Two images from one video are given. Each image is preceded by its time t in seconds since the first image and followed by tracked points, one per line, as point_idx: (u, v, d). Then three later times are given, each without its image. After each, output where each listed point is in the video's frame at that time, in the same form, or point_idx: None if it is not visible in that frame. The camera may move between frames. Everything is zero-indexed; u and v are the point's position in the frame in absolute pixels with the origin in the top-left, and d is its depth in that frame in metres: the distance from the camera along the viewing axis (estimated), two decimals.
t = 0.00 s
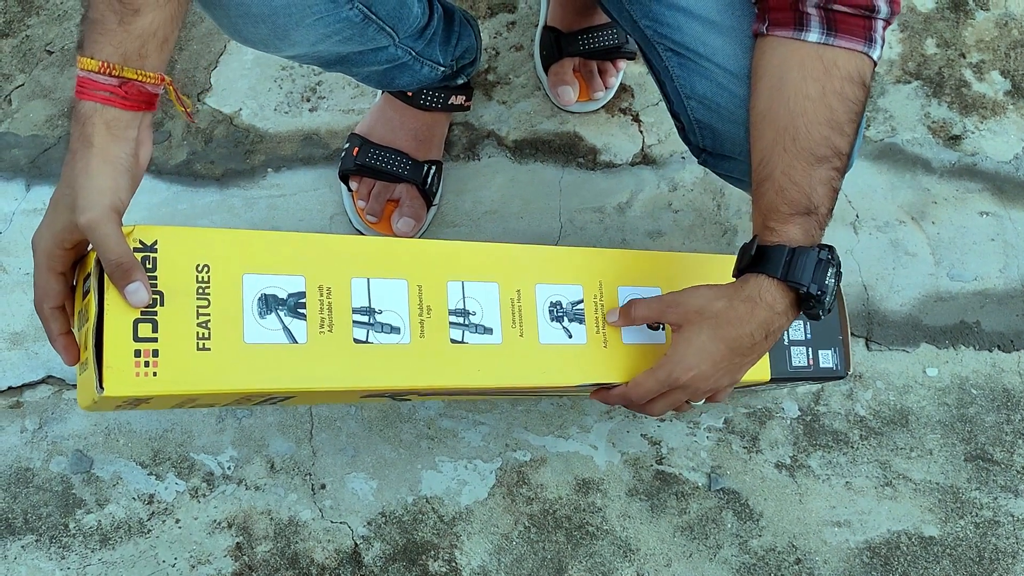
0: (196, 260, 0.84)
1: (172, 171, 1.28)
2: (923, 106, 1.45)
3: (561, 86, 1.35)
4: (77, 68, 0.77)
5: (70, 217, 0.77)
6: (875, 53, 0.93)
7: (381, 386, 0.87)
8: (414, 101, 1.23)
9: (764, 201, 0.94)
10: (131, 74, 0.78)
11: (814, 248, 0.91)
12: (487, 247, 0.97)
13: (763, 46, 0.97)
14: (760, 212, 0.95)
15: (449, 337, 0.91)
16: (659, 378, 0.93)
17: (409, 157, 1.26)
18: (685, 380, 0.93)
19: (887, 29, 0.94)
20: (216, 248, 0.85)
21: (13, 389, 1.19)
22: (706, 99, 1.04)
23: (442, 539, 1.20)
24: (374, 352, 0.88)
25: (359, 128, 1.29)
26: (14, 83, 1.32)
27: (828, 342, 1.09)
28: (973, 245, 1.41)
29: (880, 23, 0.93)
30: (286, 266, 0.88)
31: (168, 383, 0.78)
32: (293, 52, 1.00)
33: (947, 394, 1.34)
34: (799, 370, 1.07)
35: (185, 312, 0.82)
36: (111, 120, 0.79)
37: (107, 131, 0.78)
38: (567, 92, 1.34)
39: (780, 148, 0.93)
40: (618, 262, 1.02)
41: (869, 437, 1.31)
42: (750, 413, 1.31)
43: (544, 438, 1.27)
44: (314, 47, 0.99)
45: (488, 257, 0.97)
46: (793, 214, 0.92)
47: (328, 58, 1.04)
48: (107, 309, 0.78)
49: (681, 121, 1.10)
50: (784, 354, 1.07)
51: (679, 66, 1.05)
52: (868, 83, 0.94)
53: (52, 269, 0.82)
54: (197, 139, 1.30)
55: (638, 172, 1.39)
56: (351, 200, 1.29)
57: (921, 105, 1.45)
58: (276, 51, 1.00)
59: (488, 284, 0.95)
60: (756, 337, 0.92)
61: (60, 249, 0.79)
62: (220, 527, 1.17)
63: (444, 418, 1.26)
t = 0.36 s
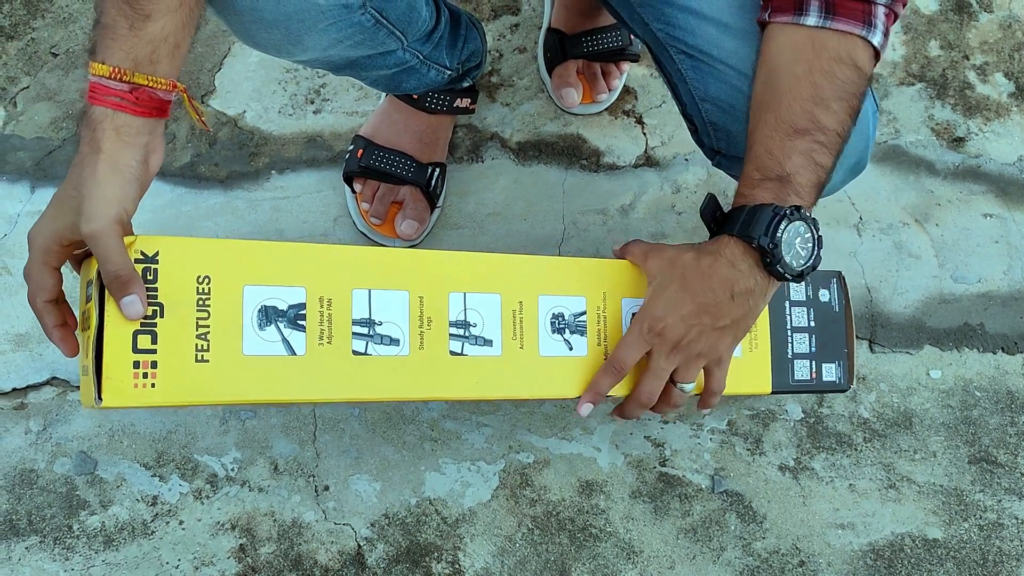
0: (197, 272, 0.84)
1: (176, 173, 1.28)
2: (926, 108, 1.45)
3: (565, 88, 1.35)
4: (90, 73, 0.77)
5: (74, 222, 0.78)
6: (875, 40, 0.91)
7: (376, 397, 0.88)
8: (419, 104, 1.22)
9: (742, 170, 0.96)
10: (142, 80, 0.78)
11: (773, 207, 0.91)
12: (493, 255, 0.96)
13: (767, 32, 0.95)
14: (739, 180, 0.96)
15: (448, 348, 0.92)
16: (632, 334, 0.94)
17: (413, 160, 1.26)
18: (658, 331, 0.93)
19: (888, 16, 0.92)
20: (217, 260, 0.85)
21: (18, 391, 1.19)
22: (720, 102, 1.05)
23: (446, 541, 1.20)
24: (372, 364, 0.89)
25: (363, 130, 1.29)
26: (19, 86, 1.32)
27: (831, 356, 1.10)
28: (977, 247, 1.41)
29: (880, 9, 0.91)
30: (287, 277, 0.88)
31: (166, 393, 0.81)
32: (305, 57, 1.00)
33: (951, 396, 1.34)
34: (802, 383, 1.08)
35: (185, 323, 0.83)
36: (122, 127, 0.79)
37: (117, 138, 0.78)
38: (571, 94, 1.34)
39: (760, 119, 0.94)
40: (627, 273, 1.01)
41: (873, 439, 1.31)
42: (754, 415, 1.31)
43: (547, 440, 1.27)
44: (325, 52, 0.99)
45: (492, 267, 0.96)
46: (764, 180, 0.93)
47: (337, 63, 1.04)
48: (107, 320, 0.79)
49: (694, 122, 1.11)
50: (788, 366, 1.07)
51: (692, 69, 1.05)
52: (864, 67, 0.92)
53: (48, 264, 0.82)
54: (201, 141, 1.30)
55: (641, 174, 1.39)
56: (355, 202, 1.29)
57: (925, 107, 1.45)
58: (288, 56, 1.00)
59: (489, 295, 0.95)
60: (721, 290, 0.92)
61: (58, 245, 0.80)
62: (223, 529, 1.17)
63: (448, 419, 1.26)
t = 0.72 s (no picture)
0: (156, 270, 0.85)
1: (177, 173, 1.28)
2: (928, 108, 1.44)
3: (566, 88, 1.35)
4: (68, 72, 0.78)
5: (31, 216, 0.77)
6: (879, 53, 0.92)
7: (340, 393, 0.88)
8: (423, 105, 1.23)
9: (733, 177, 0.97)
10: (119, 82, 0.78)
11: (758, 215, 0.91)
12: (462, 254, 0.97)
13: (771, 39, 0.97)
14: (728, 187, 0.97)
15: (414, 347, 0.92)
16: (609, 329, 0.92)
17: (415, 160, 1.26)
18: (636, 327, 0.92)
19: (893, 30, 0.92)
20: (178, 258, 0.86)
21: (19, 391, 1.19)
22: (724, 105, 1.04)
23: (447, 541, 1.20)
24: (336, 361, 0.89)
25: (365, 131, 1.29)
26: (19, 86, 1.32)
27: (798, 349, 1.10)
28: (979, 247, 1.40)
29: (885, 22, 0.92)
30: (250, 275, 0.88)
31: (124, 394, 0.80)
32: (312, 61, 1.00)
33: (953, 396, 1.34)
34: (770, 376, 1.07)
35: (143, 322, 0.83)
36: (94, 127, 0.79)
37: (89, 138, 0.79)
38: (573, 95, 1.34)
39: (753, 128, 0.94)
40: (593, 269, 1.01)
41: (874, 440, 1.31)
42: (755, 415, 1.30)
43: (548, 440, 1.26)
44: (331, 56, 0.99)
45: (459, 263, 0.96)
46: (752, 190, 0.93)
47: (341, 65, 1.04)
48: (61, 320, 0.79)
49: (698, 127, 1.11)
50: (755, 359, 1.06)
51: (696, 73, 1.05)
52: (863, 79, 0.93)
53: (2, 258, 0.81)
54: (202, 141, 1.30)
55: (642, 174, 1.39)
56: (356, 203, 1.29)
57: (926, 107, 1.45)
58: (295, 60, 1.00)
59: (454, 292, 0.96)
60: (700, 291, 0.93)
61: (12, 238, 0.79)
62: (224, 529, 1.17)
63: (449, 420, 1.25)
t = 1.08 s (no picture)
0: (145, 270, 0.85)
1: (177, 173, 1.28)
2: (928, 109, 1.44)
3: (566, 88, 1.35)
4: (65, 66, 0.77)
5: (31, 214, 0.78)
6: (867, 74, 0.91)
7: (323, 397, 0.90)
8: (422, 104, 1.23)
9: (728, 207, 0.95)
10: (118, 78, 0.78)
11: (765, 259, 0.90)
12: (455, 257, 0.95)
13: (761, 56, 0.95)
14: (724, 218, 0.95)
15: (400, 351, 0.93)
16: (619, 384, 0.91)
17: (415, 160, 1.26)
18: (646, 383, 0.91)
19: (882, 51, 0.90)
20: (168, 259, 0.86)
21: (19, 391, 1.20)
22: (714, 111, 1.04)
23: (447, 541, 1.20)
24: (321, 364, 0.90)
25: (365, 131, 1.29)
26: (19, 86, 1.32)
27: (795, 362, 1.09)
28: (979, 248, 1.40)
29: (874, 44, 0.90)
30: (239, 277, 0.88)
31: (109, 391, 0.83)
32: (306, 49, 1.00)
33: (953, 397, 1.34)
34: (762, 389, 1.07)
35: (131, 321, 0.84)
36: (92, 123, 0.79)
37: (87, 134, 0.79)
38: (572, 94, 1.34)
39: (751, 160, 0.92)
40: (589, 275, 1.00)
41: (874, 440, 1.31)
42: (755, 416, 1.30)
43: (548, 441, 1.26)
44: (326, 45, 0.99)
45: (450, 268, 0.95)
46: (753, 225, 0.92)
47: (337, 57, 1.04)
48: (52, 317, 0.80)
49: (688, 130, 1.10)
50: (749, 373, 1.06)
51: (688, 77, 1.04)
52: (853, 102, 0.92)
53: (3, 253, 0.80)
54: (202, 141, 1.30)
55: (642, 174, 1.39)
56: (356, 203, 1.29)
57: (926, 107, 1.44)
58: (288, 48, 1.00)
59: (444, 297, 0.95)
60: (707, 337, 0.92)
61: (14, 235, 0.79)
62: (224, 529, 1.17)
63: (449, 420, 1.25)
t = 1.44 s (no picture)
0: (149, 264, 0.85)
1: (178, 173, 1.29)
2: (929, 110, 1.45)
3: (567, 88, 1.35)
4: (66, 60, 0.77)
5: (32, 207, 0.78)
6: (871, 75, 0.91)
7: (325, 392, 0.90)
8: (423, 104, 1.23)
9: (737, 211, 0.94)
10: (119, 72, 0.78)
11: (780, 263, 0.90)
12: (456, 254, 0.95)
13: (763, 58, 0.95)
14: (733, 222, 0.95)
15: (402, 346, 0.93)
16: (623, 379, 0.91)
17: (415, 160, 1.26)
18: (651, 380, 0.91)
19: (886, 52, 0.91)
20: (171, 254, 0.86)
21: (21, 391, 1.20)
22: (714, 112, 1.04)
23: (447, 542, 1.20)
24: (323, 360, 0.90)
25: (365, 131, 1.29)
26: (21, 85, 1.32)
27: (795, 361, 1.09)
28: (979, 249, 1.41)
29: (878, 45, 0.90)
30: (241, 273, 0.88)
31: (111, 385, 0.83)
32: (306, 47, 1.00)
33: (954, 398, 1.34)
34: (763, 388, 1.07)
35: (135, 314, 0.84)
36: (93, 117, 0.79)
37: (88, 127, 0.79)
38: (573, 95, 1.34)
39: (761, 162, 0.92)
40: (591, 273, 1.00)
41: (874, 441, 1.31)
42: (756, 417, 1.30)
43: (549, 441, 1.26)
44: (326, 43, 0.99)
45: (453, 264, 0.95)
46: (765, 228, 0.91)
47: (338, 55, 1.04)
48: (55, 311, 0.80)
49: (688, 131, 1.10)
50: (750, 372, 1.06)
51: (688, 77, 1.04)
52: (858, 103, 0.92)
53: (6, 247, 0.81)
54: (204, 141, 1.30)
55: (643, 175, 1.39)
56: (357, 204, 1.29)
57: (927, 109, 1.45)
58: (289, 45, 1.00)
59: (446, 293, 0.95)
60: (717, 339, 0.91)
61: (16, 228, 0.79)
62: (225, 529, 1.17)
63: (449, 420, 1.25)
